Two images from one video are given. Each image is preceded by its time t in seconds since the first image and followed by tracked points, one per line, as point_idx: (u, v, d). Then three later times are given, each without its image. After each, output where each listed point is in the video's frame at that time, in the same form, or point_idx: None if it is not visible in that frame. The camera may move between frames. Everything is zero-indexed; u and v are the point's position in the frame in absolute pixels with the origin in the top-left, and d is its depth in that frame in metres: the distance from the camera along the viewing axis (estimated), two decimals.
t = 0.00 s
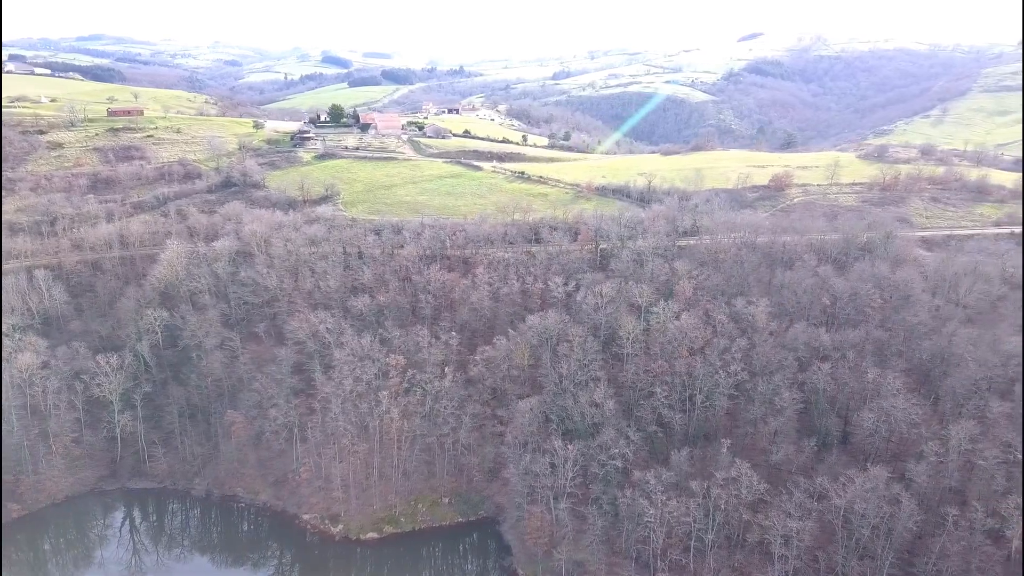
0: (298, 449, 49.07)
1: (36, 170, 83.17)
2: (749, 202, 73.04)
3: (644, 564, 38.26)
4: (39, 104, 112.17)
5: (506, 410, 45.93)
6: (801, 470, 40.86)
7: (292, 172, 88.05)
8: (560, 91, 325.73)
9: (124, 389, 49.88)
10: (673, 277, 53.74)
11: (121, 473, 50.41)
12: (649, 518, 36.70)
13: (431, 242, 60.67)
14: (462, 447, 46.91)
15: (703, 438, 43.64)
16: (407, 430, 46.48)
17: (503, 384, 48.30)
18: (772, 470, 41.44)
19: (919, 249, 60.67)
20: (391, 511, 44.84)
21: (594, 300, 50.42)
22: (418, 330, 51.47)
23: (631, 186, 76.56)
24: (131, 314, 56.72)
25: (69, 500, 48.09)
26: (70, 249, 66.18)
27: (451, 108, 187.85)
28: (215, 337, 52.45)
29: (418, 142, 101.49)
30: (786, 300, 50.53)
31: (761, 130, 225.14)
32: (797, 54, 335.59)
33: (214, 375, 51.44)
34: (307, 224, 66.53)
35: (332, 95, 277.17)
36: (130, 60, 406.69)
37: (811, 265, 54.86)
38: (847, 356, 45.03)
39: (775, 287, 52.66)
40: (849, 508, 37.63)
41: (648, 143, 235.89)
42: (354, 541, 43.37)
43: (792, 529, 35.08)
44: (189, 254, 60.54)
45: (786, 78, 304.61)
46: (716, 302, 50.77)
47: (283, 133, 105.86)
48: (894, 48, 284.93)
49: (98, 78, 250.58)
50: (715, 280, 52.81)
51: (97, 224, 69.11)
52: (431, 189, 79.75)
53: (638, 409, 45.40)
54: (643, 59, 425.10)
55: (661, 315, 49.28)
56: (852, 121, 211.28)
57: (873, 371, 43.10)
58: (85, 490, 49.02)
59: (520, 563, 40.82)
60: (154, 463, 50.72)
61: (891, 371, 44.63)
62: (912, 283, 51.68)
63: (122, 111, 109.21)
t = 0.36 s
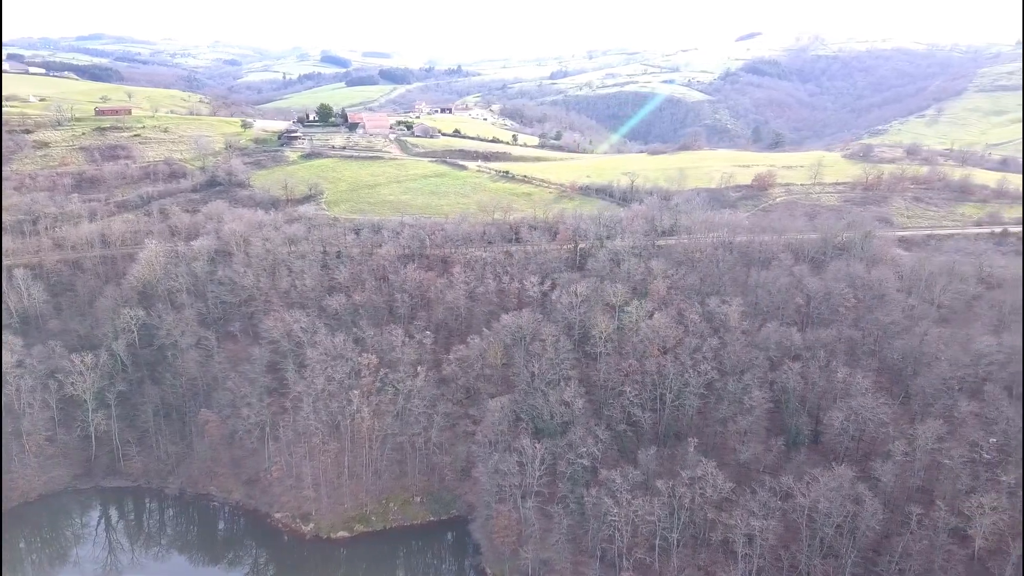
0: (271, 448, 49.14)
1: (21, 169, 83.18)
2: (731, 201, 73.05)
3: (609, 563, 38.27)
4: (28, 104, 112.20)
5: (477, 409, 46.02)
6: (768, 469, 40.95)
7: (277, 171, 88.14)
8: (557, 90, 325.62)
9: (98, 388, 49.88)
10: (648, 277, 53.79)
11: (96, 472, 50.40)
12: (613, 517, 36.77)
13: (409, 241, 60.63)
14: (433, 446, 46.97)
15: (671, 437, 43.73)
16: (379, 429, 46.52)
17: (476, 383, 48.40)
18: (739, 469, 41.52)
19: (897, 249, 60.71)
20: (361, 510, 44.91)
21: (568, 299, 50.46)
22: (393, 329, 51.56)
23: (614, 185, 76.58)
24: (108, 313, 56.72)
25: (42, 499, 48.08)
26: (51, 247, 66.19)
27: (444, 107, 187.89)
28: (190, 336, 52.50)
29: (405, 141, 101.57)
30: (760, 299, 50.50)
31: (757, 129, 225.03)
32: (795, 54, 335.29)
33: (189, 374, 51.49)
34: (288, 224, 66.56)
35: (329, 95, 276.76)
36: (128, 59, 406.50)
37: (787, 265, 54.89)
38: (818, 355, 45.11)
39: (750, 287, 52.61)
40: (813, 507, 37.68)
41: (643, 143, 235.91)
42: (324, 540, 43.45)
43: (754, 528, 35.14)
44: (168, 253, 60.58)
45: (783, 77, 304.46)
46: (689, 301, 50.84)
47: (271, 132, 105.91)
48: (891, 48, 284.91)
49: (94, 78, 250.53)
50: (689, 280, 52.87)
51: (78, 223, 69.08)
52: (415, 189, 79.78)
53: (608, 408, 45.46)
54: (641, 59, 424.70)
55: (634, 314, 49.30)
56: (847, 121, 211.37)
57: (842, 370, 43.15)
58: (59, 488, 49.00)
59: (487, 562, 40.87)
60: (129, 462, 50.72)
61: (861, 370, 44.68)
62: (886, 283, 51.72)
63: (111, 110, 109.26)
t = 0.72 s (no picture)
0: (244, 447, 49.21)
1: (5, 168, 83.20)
2: (712, 201, 73.11)
3: (574, 562, 38.31)
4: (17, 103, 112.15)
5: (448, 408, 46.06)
6: (734, 468, 41.06)
7: (263, 170, 88.18)
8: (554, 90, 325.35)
9: (72, 386, 49.88)
10: (624, 276, 53.83)
11: (70, 471, 50.40)
12: (576, 516, 36.82)
13: (387, 239, 60.63)
14: (404, 444, 47.09)
15: (641, 436, 43.79)
16: (350, 427, 46.62)
17: (449, 382, 48.40)
18: (706, 468, 41.59)
19: (874, 248, 60.85)
20: (332, 509, 45.00)
21: (541, 298, 50.47)
22: (367, 328, 51.60)
23: (597, 185, 76.57)
24: (85, 312, 56.65)
25: (14, 499, 47.83)
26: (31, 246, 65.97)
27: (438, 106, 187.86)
28: (166, 335, 52.57)
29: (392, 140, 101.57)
30: (733, 298, 50.55)
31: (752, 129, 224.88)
32: (793, 53, 335.17)
33: (163, 372, 51.50)
34: (268, 223, 66.60)
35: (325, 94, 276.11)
36: (125, 58, 406.03)
37: (762, 264, 54.94)
38: (788, 354, 45.15)
39: (724, 286, 52.65)
40: (777, 505, 37.73)
41: (639, 142, 235.79)
42: (294, 538, 43.53)
43: (716, 527, 35.19)
44: (146, 251, 60.61)
45: (780, 77, 304.23)
46: (663, 301, 50.91)
47: (258, 131, 105.93)
48: (889, 49, 284.78)
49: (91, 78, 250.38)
50: (664, 279, 52.94)
51: (59, 221, 68.97)
52: (399, 188, 79.80)
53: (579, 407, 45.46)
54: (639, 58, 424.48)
55: (607, 313, 49.34)
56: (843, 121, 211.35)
57: (811, 369, 43.20)
58: (32, 488, 48.83)
59: (454, 560, 40.98)
60: (103, 461, 50.76)
61: (830, 369, 44.76)
62: (860, 282, 51.81)
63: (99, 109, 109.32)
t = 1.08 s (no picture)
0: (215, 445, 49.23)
1: None
2: (693, 200, 73.17)
3: (537, 560, 38.40)
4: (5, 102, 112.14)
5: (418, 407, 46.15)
6: (699, 467, 41.25)
7: (247, 169, 88.23)
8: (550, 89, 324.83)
9: (44, 385, 49.78)
10: (597, 276, 53.94)
11: (43, 470, 50.39)
12: (538, 514, 36.89)
13: (364, 239, 60.71)
14: (375, 443, 47.17)
15: (608, 435, 43.89)
16: (321, 426, 46.67)
17: (419, 381, 48.29)
18: (671, 467, 41.81)
19: (851, 248, 61.03)
20: (301, 507, 45.11)
21: (514, 297, 50.51)
22: (340, 326, 51.68)
23: (579, 184, 76.64)
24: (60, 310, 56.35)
25: None
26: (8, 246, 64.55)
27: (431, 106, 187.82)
28: (140, 333, 52.62)
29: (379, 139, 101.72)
30: (705, 297, 50.58)
31: (747, 129, 224.66)
32: (790, 53, 335.02)
33: (136, 371, 51.45)
34: (247, 222, 66.65)
35: (321, 94, 275.74)
36: (123, 58, 406.13)
37: (736, 264, 55.12)
38: (757, 353, 45.32)
39: (697, 285, 52.68)
40: (740, 504, 37.77)
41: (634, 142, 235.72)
42: (263, 537, 43.61)
43: (676, 525, 35.27)
44: (123, 250, 60.62)
45: (777, 77, 304.01)
46: (635, 300, 51.06)
47: (245, 131, 106.01)
48: (885, 49, 284.91)
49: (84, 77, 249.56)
50: (636, 278, 53.14)
51: (39, 220, 68.79)
52: (381, 186, 79.85)
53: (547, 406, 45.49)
54: (637, 58, 424.14)
55: (578, 312, 49.41)
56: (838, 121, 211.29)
57: (778, 368, 43.28)
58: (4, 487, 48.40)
59: (420, 558, 41.08)
60: (77, 460, 50.81)
61: (798, 368, 44.84)
62: (832, 281, 51.93)
63: (86, 109, 109.44)
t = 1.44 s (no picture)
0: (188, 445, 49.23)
1: None
2: (675, 200, 73.21)
3: (502, 559, 38.46)
4: None
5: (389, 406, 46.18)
6: (666, 466, 41.32)
7: (232, 169, 88.21)
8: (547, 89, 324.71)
9: (18, 385, 49.59)
10: (572, 275, 53.97)
11: (17, 470, 50.21)
12: (502, 513, 36.96)
13: (341, 239, 60.74)
14: (346, 442, 47.23)
15: (577, 434, 43.95)
16: (292, 425, 46.70)
17: (390, 380, 48.25)
18: (639, 466, 41.90)
19: (828, 248, 61.10)
20: (272, 507, 45.22)
21: (487, 297, 50.53)
22: (314, 326, 51.73)
23: (562, 184, 76.70)
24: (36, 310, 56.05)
25: None
26: None
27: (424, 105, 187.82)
28: (115, 333, 52.61)
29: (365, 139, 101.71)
30: (678, 297, 50.60)
31: (742, 128, 224.43)
32: (787, 53, 334.93)
33: (111, 370, 51.44)
34: (227, 221, 66.64)
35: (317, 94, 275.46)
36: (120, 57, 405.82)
37: (711, 263, 55.16)
38: (728, 353, 45.34)
39: (671, 285, 52.67)
40: (704, 503, 37.87)
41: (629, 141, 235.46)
42: (234, 537, 43.75)
43: (639, 524, 35.37)
44: (101, 249, 60.59)
45: (774, 77, 303.83)
46: (609, 300, 51.09)
47: (233, 131, 106.03)
48: (882, 49, 284.68)
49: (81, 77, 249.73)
50: (610, 278, 53.22)
51: (21, 218, 68.68)
52: (364, 186, 79.85)
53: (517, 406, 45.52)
54: (635, 58, 423.81)
55: (551, 311, 49.39)
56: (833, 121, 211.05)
57: (747, 368, 43.32)
58: None
59: (388, 557, 41.09)
60: (51, 459, 50.78)
61: (768, 368, 44.90)
62: (806, 281, 51.93)
63: (74, 108, 109.36)
